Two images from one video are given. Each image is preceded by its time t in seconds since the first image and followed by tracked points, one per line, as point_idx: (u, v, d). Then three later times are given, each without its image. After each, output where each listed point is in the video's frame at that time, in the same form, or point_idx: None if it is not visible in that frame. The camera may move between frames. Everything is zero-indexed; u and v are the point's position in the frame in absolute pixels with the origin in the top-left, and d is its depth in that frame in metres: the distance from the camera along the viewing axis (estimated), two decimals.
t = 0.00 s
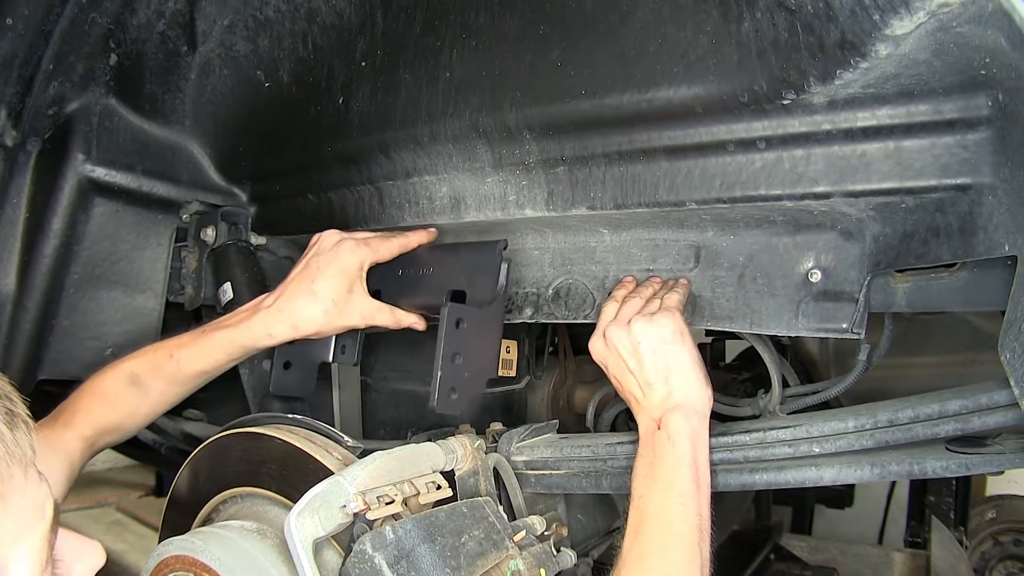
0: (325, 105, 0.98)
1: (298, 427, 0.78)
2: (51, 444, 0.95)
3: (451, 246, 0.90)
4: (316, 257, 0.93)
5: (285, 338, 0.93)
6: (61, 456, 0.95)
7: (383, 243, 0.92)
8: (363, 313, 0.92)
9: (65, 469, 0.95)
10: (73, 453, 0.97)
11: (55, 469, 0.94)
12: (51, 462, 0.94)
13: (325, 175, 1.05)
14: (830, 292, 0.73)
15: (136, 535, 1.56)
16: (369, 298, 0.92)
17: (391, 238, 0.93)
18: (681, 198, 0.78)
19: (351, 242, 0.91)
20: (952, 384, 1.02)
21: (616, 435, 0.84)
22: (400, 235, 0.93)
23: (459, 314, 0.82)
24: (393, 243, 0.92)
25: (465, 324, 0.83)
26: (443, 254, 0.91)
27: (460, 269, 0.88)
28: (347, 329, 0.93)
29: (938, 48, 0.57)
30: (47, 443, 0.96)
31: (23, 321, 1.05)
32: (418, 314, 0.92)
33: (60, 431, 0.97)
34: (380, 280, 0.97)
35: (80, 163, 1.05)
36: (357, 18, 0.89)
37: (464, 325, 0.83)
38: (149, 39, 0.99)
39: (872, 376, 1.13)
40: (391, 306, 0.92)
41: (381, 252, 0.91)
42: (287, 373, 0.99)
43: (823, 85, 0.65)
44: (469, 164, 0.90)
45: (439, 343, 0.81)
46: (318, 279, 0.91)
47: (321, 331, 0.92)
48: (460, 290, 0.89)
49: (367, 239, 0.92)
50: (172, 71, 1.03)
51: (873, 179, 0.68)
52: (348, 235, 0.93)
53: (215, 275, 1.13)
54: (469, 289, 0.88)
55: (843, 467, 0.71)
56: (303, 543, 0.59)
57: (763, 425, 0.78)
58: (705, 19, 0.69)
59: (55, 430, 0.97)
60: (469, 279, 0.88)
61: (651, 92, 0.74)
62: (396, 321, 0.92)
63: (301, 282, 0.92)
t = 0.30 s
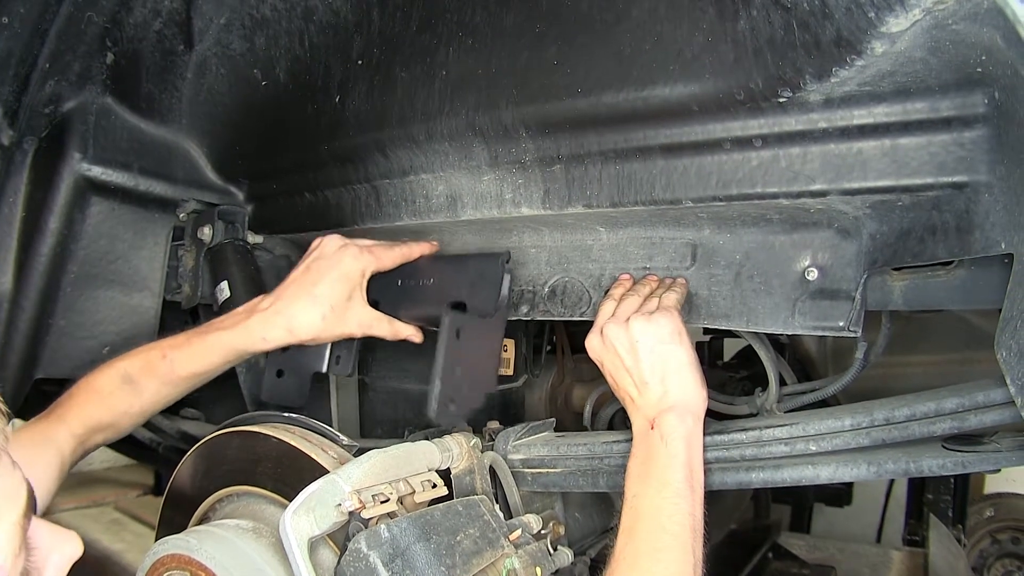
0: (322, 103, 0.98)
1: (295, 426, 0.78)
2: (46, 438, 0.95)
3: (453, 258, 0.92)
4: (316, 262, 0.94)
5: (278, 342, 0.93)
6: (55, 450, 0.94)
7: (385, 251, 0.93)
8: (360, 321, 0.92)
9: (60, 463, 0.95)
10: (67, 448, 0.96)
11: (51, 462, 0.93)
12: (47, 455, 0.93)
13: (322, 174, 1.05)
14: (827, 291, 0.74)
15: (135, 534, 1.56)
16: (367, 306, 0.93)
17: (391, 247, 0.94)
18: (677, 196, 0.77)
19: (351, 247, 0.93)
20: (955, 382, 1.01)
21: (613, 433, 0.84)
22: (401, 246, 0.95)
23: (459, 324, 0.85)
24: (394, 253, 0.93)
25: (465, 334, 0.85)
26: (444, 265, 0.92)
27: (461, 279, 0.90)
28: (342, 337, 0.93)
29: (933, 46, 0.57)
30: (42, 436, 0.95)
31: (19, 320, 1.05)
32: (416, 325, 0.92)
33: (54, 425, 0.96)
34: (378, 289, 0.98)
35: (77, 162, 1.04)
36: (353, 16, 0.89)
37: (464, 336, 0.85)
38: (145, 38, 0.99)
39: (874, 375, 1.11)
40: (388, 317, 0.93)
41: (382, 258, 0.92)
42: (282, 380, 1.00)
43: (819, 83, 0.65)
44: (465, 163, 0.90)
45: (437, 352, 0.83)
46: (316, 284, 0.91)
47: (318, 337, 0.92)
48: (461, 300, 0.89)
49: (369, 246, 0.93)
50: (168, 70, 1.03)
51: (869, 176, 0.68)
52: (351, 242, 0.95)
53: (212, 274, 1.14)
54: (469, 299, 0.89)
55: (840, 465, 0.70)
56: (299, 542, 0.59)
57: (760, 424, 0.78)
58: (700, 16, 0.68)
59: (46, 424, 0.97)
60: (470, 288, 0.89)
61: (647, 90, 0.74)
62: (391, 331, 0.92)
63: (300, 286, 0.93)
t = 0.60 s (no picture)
0: (319, 103, 0.98)
1: (291, 425, 0.78)
2: (65, 450, 0.96)
3: (476, 264, 0.93)
4: (345, 276, 0.95)
5: (308, 355, 0.93)
6: (76, 462, 0.96)
7: (411, 262, 0.95)
8: (391, 329, 0.94)
9: (77, 475, 0.96)
10: (87, 461, 0.97)
11: (66, 475, 0.95)
12: (62, 468, 0.95)
13: (319, 173, 1.05)
14: (824, 291, 0.74)
15: (133, 534, 1.56)
16: (396, 314, 0.94)
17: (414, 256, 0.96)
18: (674, 196, 0.77)
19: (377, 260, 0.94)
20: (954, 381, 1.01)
21: (609, 432, 0.85)
22: (424, 254, 0.96)
23: (499, 337, 0.89)
24: (421, 261, 0.95)
25: (504, 345, 0.90)
26: (468, 271, 0.93)
27: (489, 288, 0.91)
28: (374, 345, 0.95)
29: (931, 45, 0.57)
30: (61, 449, 0.97)
31: (16, 320, 1.05)
32: (442, 326, 0.95)
33: (77, 437, 0.98)
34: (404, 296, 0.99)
35: (75, 162, 1.04)
36: (350, 16, 0.89)
37: (503, 347, 0.90)
38: (142, 37, 0.99)
39: (870, 375, 1.10)
40: (416, 322, 0.95)
41: (408, 267, 0.94)
42: (314, 388, 1.01)
43: (816, 82, 0.64)
44: (462, 162, 0.90)
45: (481, 368, 0.89)
46: (351, 297, 0.92)
47: (350, 349, 0.93)
48: (489, 307, 0.91)
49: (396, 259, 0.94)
50: (166, 69, 1.03)
51: (866, 176, 0.68)
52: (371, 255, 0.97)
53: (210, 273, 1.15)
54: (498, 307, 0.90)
55: (837, 465, 0.70)
56: (294, 541, 0.58)
57: (758, 423, 0.78)
58: (697, 16, 0.68)
59: (71, 436, 0.99)
60: (497, 298, 0.90)
61: (645, 89, 0.74)
62: (424, 336, 0.95)
63: (331, 299, 0.94)
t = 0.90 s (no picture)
0: (316, 100, 0.97)
1: (287, 423, 0.78)
2: (81, 456, 0.94)
3: (497, 262, 0.93)
4: (369, 280, 0.94)
5: (335, 357, 0.93)
6: (92, 468, 0.94)
7: (435, 262, 0.94)
8: (416, 329, 0.94)
9: (92, 482, 0.94)
10: (103, 468, 0.95)
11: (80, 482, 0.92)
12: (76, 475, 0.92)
13: (316, 171, 1.05)
14: (822, 288, 0.74)
15: (132, 534, 1.56)
16: (420, 313, 0.95)
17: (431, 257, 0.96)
18: (671, 192, 0.77)
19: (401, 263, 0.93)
20: (950, 378, 1.02)
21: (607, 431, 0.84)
22: (443, 254, 0.96)
23: (527, 332, 0.88)
24: (445, 260, 0.94)
25: (533, 340, 0.88)
26: (489, 270, 0.93)
27: (510, 285, 0.91)
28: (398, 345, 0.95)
29: (929, 40, 0.56)
30: (77, 454, 0.94)
31: (12, 319, 1.05)
32: (464, 324, 0.96)
33: (95, 443, 0.96)
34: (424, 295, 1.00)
35: (71, 161, 1.04)
36: (347, 13, 0.89)
37: (533, 342, 0.88)
38: (138, 35, 0.99)
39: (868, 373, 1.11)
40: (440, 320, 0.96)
41: (429, 267, 0.93)
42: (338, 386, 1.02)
43: (813, 78, 0.64)
44: (458, 160, 0.90)
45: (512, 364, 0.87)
46: (378, 301, 0.92)
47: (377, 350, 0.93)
48: (513, 304, 0.91)
49: (419, 261, 0.93)
50: (162, 68, 1.03)
51: (863, 172, 0.67)
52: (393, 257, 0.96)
53: (207, 272, 1.15)
54: (518, 305, 0.90)
55: (835, 462, 0.70)
56: (290, 540, 0.58)
57: (756, 421, 0.78)
58: (694, 12, 0.68)
59: (88, 442, 0.96)
60: (519, 296, 0.90)
61: (642, 86, 0.73)
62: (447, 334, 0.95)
63: (357, 303, 0.93)
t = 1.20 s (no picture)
0: (315, 98, 0.97)
1: (285, 422, 0.77)
2: (91, 458, 0.93)
3: (503, 263, 0.92)
4: (376, 280, 0.94)
5: (345, 358, 0.93)
6: (101, 469, 0.93)
7: (441, 263, 0.94)
8: (424, 329, 0.94)
9: (101, 486, 0.92)
10: (112, 472, 0.94)
11: (89, 484, 0.91)
12: (86, 476, 0.91)
13: (315, 169, 1.05)
14: (822, 285, 0.74)
15: (132, 533, 1.56)
16: (427, 314, 0.95)
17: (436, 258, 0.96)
18: (671, 189, 0.77)
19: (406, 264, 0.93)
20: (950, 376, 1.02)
21: (607, 429, 0.84)
22: (448, 256, 0.95)
23: (534, 335, 0.87)
24: (452, 259, 0.95)
25: (540, 343, 0.87)
26: (495, 271, 0.93)
27: (516, 287, 0.90)
28: (406, 345, 0.96)
29: (930, 36, 0.56)
30: (87, 455, 0.93)
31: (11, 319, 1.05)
32: (470, 323, 0.96)
33: (104, 444, 0.95)
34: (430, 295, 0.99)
35: (69, 160, 1.04)
36: (345, 10, 0.89)
37: (540, 344, 0.87)
38: (136, 34, 0.99)
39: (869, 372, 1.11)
40: (446, 320, 0.96)
41: (435, 267, 0.93)
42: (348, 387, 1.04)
43: (813, 74, 0.63)
44: (457, 157, 0.89)
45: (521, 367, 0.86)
46: (385, 303, 0.92)
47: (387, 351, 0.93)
48: (518, 306, 0.90)
49: (425, 263, 0.93)
50: (160, 66, 1.03)
51: (863, 169, 0.67)
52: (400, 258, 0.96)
53: (206, 271, 1.15)
54: (524, 305, 0.90)
55: (835, 460, 0.69)
56: (289, 539, 0.58)
57: (755, 419, 0.77)
58: (693, 9, 0.67)
59: (97, 444, 0.95)
60: (525, 297, 0.90)
61: (641, 83, 0.73)
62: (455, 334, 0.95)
63: (365, 305, 0.94)
